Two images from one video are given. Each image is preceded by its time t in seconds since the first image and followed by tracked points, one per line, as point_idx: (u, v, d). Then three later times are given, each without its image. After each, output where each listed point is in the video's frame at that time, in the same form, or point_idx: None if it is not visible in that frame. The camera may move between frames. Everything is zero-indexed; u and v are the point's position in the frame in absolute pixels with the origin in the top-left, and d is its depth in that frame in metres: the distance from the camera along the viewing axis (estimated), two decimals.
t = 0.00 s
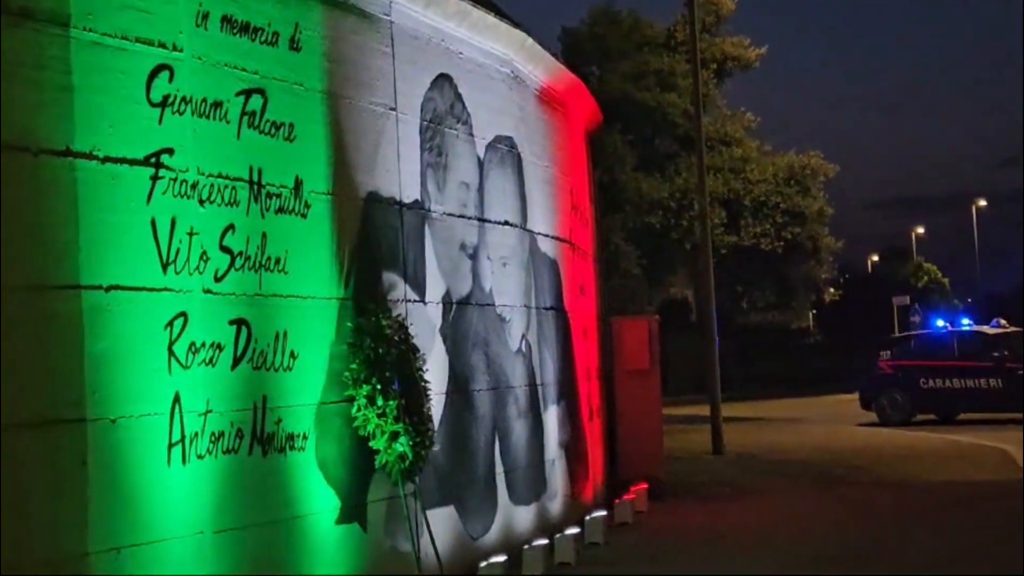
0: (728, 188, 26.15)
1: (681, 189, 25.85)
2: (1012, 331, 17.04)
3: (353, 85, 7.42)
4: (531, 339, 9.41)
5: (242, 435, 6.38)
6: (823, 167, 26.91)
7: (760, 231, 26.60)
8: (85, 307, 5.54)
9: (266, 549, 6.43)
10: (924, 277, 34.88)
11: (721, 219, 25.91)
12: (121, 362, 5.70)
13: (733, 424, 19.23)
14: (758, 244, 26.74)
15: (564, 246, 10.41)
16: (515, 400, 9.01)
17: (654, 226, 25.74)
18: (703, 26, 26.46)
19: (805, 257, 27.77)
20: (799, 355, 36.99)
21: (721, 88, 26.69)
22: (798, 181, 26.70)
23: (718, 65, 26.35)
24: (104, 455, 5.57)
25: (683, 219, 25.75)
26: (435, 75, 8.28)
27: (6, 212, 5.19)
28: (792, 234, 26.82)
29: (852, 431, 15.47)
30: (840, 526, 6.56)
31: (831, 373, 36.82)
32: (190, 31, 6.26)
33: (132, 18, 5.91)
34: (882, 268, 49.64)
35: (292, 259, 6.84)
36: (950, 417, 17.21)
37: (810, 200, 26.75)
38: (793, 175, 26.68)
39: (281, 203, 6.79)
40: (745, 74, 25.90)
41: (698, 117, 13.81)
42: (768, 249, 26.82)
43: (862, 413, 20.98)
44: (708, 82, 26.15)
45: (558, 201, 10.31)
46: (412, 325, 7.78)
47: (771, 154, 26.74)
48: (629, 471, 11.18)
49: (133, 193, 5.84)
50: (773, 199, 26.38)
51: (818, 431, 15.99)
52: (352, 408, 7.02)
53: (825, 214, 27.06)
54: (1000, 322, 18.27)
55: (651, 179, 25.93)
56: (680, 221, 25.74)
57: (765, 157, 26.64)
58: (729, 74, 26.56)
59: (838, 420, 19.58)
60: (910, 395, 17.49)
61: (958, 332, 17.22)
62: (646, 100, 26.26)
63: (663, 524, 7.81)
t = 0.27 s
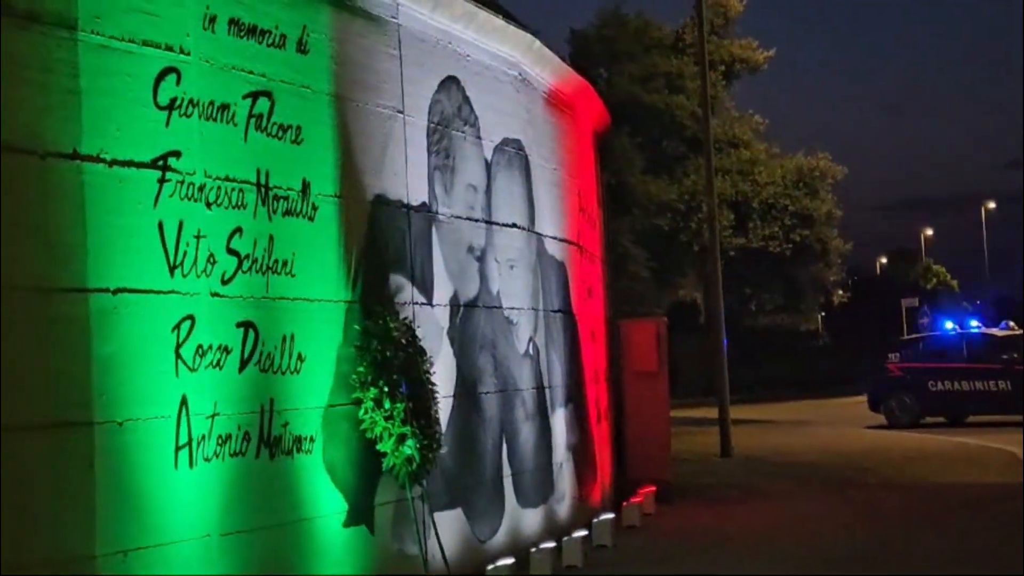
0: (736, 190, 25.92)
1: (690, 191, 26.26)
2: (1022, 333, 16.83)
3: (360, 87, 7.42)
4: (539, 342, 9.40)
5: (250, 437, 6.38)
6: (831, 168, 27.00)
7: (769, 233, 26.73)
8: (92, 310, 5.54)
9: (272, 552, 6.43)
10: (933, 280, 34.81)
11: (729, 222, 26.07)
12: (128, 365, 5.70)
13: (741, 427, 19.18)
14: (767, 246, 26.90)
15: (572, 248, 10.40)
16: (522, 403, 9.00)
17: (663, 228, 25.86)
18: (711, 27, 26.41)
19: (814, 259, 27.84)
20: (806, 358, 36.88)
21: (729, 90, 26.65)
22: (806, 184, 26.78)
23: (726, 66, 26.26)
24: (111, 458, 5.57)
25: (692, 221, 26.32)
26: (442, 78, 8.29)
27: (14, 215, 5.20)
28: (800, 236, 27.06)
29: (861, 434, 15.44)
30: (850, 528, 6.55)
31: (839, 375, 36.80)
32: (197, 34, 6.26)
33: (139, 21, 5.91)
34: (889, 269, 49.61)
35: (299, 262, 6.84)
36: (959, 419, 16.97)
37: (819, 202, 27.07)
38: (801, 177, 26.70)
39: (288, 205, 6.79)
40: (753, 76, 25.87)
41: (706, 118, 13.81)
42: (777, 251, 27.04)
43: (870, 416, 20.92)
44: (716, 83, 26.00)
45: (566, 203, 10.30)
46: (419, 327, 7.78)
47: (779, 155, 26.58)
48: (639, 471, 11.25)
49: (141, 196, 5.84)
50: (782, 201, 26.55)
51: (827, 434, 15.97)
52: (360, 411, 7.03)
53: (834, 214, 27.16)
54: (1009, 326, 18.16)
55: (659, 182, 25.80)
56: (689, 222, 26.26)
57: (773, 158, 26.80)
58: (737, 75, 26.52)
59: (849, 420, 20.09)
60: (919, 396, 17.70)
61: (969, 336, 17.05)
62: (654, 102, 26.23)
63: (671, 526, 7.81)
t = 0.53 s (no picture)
0: (745, 193, 26.15)
1: (699, 195, 25.92)
2: None
3: (367, 90, 7.42)
4: (547, 345, 9.40)
5: (258, 441, 6.37)
6: (842, 171, 26.76)
7: (778, 236, 26.62)
8: (100, 314, 5.54)
9: (281, 556, 6.42)
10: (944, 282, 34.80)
11: (738, 224, 26.00)
12: (137, 368, 5.70)
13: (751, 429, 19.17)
14: (775, 249, 26.81)
15: (580, 251, 10.38)
16: (531, 406, 8.99)
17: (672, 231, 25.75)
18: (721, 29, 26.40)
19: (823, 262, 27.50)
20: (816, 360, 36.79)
21: (739, 92, 26.64)
22: (816, 186, 26.66)
23: (736, 68, 26.29)
24: (119, 462, 5.56)
25: (701, 224, 26.07)
26: (450, 81, 8.28)
27: (22, 219, 5.19)
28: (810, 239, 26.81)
29: (872, 437, 15.41)
30: (861, 532, 6.52)
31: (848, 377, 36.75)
32: (205, 38, 6.25)
33: (147, 25, 5.91)
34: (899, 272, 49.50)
35: (307, 265, 6.83)
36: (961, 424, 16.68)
37: (828, 205, 26.75)
38: (811, 179, 26.60)
39: (296, 209, 6.79)
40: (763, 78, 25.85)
41: (716, 121, 13.80)
42: (785, 254, 26.88)
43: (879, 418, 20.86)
44: (726, 86, 26.12)
45: (574, 206, 10.30)
46: (427, 330, 7.77)
47: (789, 159, 26.57)
48: (648, 473, 11.24)
49: (148, 200, 5.84)
50: (790, 204, 26.45)
51: (837, 437, 15.95)
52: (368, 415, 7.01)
53: (844, 218, 27.01)
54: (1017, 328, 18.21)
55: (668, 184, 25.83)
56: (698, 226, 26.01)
57: (783, 161, 26.65)
58: (747, 78, 26.51)
59: (862, 420, 20.74)
60: (930, 399, 17.52)
61: (976, 337, 17.24)
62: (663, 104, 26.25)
63: (679, 529, 7.80)
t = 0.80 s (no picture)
0: (754, 196, 26.28)
1: (709, 198, 25.90)
2: None
3: (374, 93, 7.42)
4: (555, 349, 9.39)
5: (265, 445, 6.37)
6: (850, 174, 26.79)
7: (787, 239, 26.69)
8: (108, 318, 5.53)
9: (288, 559, 6.41)
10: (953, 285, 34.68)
11: (747, 227, 26.12)
12: (144, 372, 5.70)
13: (760, 433, 19.08)
14: (784, 252, 26.81)
15: (588, 254, 10.38)
16: (539, 410, 8.99)
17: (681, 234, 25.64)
18: (728, 33, 26.51)
19: (831, 266, 27.42)
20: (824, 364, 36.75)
21: (748, 96, 26.75)
22: (824, 189, 26.65)
23: (745, 72, 26.44)
24: (127, 465, 5.56)
25: (710, 228, 25.72)
26: (458, 84, 8.29)
27: (30, 223, 5.20)
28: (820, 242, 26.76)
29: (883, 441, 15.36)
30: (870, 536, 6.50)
31: (857, 381, 36.72)
32: (212, 41, 6.26)
33: (155, 29, 5.92)
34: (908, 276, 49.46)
35: (314, 269, 6.83)
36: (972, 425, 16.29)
37: (836, 208, 26.65)
38: (820, 182, 26.59)
39: (304, 213, 6.79)
40: (771, 81, 26.00)
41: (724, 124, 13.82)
42: (794, 257, 26.86)
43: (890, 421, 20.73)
44: (735, 89, 26.26)
45: (583, 209, 10.30)
46: (435, 334, 7.77)
47: (799, 162, 26.85)
48: (655, 477, 11.19)
49: (156, 204, 5.84)
50: (800, 207, 26.43)
51: (847, 440, 15.93)
52: (376, 418, 7.01)
53: (854, 222, 27.03)
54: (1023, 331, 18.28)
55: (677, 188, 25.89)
56: (708, 229, 25.76)
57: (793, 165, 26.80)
58: (756, 81, 26.63)
59: (875, 422, 20.94)
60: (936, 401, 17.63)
61: (986, 340, 17.21)
62: (672, 108, 26.34)
63: (688, 533, 7.78)
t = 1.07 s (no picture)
0: (759, 197, 26.32)
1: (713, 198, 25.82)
2: None
3: (380, 94, 7.42)
4: (562, 350, 9.39)
5: (271, 446, 6.37)
6: (856, 175, 26.87)
7: (793, 240, 26.58)
8: (114, 319, 5.54)
9: (295, 561, 6.41)
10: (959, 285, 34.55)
11: (753, 228, 26.09)
12: (150, 373, 5.70)
13: (767, 434, 19.06)
14: (790, 254, 26.66)
15: (594, 255, 10.38)
16: (545, 411, 8.99)
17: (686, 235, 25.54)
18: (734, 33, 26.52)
19: (837, 266, 27.23)
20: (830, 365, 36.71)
21: (754, 96, 26.78)
22: (830, 189, 26.82)
23: (751, 73, 26.47)
24: (133, 466, 5.56)
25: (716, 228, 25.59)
26: (464, 86, 8.30)
27: (36, 225, 5.20)
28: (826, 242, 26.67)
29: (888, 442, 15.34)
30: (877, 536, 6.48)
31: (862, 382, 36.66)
32: (218, 43, 6.26)
33: (161, 31, 5.92)
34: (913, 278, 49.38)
35: (320, 270, 6.83)
36: (984, 429, 16.25)
37: (843, 208, 26.79)
38: (825, 183, 26.80)
39: (309, 214, 6.79)
40: (777, 81, 26.02)
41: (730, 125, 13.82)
42: (801, 258, 26.69)
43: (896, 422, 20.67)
44: (741, 90, 26.29)
45: (589, 210, 10.31)
46: (441, 335, 7.77)
47: (805, 163, 27.01)
48: (663, 479, 11.19)
49: (162, 205, 5.84)
50: (806, 208, 26.46)
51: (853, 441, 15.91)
52: (381, 420, 7.01)
53: (860, 223, 27.02)
54: None
55: (683, 189, 25.87)
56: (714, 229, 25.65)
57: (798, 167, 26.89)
58: (761, 82, 26.66)
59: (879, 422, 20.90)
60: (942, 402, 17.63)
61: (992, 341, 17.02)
62: (678, 109, 26.37)
63: (693, 535, 7.77)
